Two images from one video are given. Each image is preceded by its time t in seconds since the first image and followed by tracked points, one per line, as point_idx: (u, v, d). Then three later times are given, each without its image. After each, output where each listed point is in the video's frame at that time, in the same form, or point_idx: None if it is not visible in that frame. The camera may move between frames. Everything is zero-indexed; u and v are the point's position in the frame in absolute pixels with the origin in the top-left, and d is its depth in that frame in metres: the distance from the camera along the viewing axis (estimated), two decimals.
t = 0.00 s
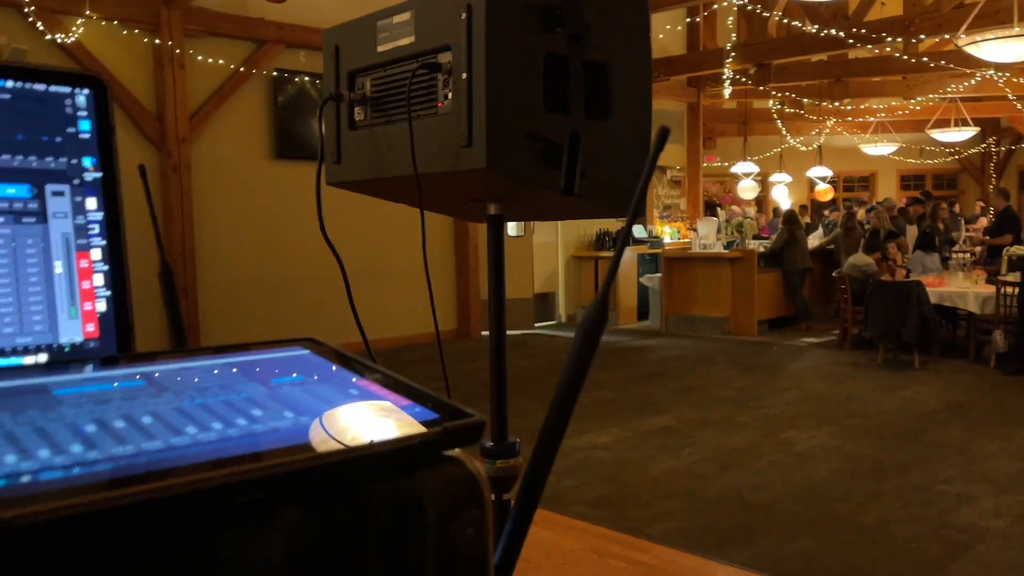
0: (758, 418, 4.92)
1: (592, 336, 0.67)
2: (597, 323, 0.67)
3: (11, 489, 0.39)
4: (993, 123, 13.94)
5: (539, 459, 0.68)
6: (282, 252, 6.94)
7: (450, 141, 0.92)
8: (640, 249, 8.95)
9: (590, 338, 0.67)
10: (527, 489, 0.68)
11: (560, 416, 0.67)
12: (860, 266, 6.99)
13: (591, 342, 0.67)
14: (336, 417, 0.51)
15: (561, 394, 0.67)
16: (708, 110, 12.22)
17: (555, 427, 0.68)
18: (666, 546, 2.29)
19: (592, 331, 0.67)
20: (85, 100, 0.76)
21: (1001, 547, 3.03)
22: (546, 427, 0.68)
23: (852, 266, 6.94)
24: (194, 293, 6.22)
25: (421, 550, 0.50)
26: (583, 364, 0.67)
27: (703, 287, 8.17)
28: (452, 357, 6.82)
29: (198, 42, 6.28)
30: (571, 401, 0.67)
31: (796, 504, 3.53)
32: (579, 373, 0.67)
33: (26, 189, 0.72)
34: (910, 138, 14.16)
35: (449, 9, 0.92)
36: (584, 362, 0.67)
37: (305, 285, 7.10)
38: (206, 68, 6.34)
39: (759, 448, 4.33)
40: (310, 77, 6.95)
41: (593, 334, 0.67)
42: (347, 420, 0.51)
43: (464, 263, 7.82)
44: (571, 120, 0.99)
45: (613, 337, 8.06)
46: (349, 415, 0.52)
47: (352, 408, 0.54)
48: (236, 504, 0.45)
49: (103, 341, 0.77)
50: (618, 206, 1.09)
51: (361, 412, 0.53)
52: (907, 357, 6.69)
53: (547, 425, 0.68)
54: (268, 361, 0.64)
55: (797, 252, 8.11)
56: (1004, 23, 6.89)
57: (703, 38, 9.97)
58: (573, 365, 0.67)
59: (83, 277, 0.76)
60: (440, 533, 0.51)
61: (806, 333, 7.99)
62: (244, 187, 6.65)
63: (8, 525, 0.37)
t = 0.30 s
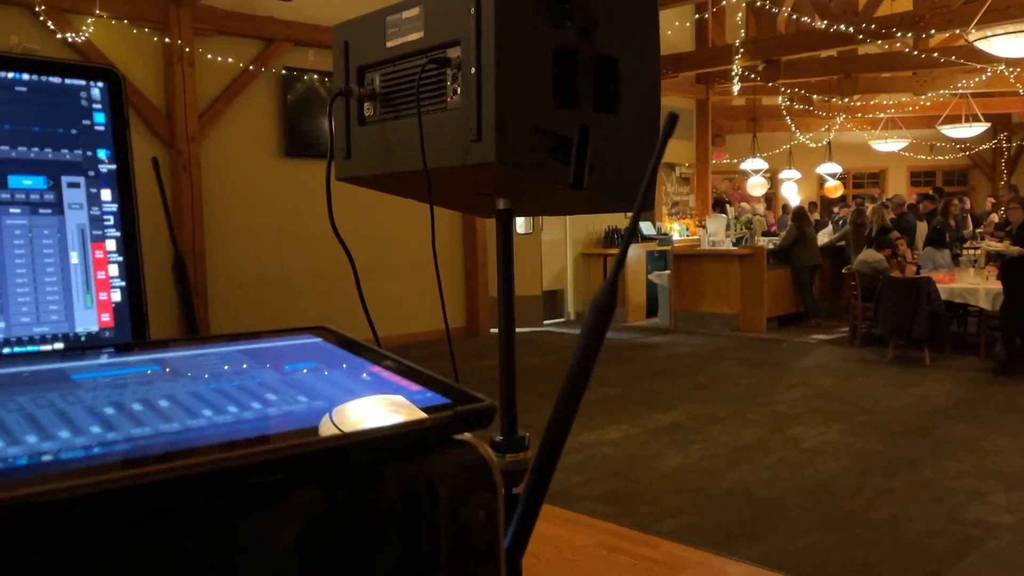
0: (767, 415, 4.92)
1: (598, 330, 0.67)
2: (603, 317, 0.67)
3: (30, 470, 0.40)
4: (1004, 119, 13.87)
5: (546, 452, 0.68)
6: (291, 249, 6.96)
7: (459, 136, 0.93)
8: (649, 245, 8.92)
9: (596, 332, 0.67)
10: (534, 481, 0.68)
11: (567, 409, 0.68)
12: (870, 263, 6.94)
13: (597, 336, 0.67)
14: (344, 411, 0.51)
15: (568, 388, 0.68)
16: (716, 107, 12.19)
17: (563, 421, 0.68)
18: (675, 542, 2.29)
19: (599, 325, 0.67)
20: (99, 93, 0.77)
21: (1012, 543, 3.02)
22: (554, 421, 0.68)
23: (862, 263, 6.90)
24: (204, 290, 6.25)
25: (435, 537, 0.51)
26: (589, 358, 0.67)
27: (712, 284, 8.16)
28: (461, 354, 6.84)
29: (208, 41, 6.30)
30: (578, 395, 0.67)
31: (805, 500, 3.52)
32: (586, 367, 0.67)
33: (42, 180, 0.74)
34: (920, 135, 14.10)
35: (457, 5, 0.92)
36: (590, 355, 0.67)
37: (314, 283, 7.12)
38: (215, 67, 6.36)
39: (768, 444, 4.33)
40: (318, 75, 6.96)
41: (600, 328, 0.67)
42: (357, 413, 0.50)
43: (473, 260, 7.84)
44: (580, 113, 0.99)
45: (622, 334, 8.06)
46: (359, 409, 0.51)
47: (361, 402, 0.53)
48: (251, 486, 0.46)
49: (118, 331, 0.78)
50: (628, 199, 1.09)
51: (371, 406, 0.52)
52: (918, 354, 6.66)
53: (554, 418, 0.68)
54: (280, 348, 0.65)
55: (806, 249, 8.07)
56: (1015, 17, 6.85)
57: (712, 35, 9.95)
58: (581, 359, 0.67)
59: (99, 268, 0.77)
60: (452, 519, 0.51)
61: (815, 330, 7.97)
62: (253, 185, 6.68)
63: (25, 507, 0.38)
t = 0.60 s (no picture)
0: (779, 413, 4.91)
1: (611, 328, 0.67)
2: (616, 313, 0.68)
3: (57, 464, 0.42)
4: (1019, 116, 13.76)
5: (559, 449, 0.69)
6: (304, 248, 7.00)
7: (471, 136, 0.94)
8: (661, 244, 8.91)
9: (609, 328, 0.67)
10: (547, 478, 0.69)
11: (579, 407, 0.69)
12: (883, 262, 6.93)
13: (610, 333, 0.67)
14: (357, 408, 0.52)
15: (581, 386, 0.69)
16: (728, 105, 12.15)
17: (574, 419, 0.69)
18: (687, 541, 2.30)
19: (612, 323, 0.68)
20: (121, 97, 0.79)
21: None
22: (567, 418, 0.69)
23: (875, 260, 6.87)
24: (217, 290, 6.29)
25: (450, 530, 0.52)
26: (600, 356, 0.68)
27: (723, 283, 8.14)
28: (473, 353, 6.86)
29: (220, 42, 6.34)
30: (591, 394, 0.68)
31: (818, 498, 3.51)
32: (598, 365, 0.68)
33: (66, 183, 0.75)
34: (933, 132, 14.01)
35: (469, 7, 0.93)
36: (602, 352, 0.68)
37: (327, 282, 7.15)
38: (227, 68, 6.40)
39: (780, 443, 4.32)
40: (330, 75, 6.99)
41: (612, 327, 0.68)
42: (370, 412, 0.52)
43: (484, 259, 7.85)
44: (591, 114, 1.00)
45: (634, 333, 8.07)
46: (372, 407, 0.52)
47: (373, 400, 0.54)
48: (269, 480, 0.47)
49: (139, 330, 0.79)
50: (640, 198, 1.10)
51: (384, 405, 0.53)
52: (931, 353, 6.63)
53: (567, 414, 0.69)
54: (298, 348, 0.66)
55: (819, 248, 8.05)
56: None
57: (723, 33, 9.93)
58: (594, 356, 0.68)
59: (120, 268, 0.78)
60: (467, 513, 0.53)
61: (828, 329, 7.94)
62: (266, 185, 6.71)
63: (51, 500, 0.39)
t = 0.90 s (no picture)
0: (799, 416, 4.88)
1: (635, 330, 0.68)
2: (643, 314, 0.69)
3: (100, 463, 0.43)
4: None
5: (585, 450, 0.70)
6: (323, 250, 7.05)
7: (492, 139, 0.95)
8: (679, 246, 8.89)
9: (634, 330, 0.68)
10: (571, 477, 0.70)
11: (605, 407, 0.69)
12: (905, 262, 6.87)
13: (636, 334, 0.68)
14: (375, 410, 0.53)
15: (607, 388, 0.69)
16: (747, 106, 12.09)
17: (599, 424, 0.70)
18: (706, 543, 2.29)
19: (638, 325, 0.68)
20: (152, 105, 0.80)
21: None
22: (592, 419, 0.70)
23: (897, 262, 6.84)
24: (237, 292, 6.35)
25: (478, 533, 0.53)
26: (626, 355, 0.68)
27: (742, 284, 8.10)
28: (491, 354, 6.87)
29: (241, 46, 6.41)
30: (615, 394, 0.69)
31: (837, 501, 3.50)
32: (624, 365, 0.69)
33: (100, 189, 0.78)
34: (955, 133, 13.87)
35: (490, 12, 0.94)
36: (628, 352, 0.68)
37: (346, 284, 7.20)
38: (247, 71, 6.46)
39: (800, 446, 4.29)
40: (349, 78, 7.04)
41: (637, 331, 0.69)
42: (389, 414, 0.53)
43: (502, 261, 7.87)
44: (611, 117, 1.01)
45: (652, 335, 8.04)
46: (392, 408, 0.53)
47: (392, 402, 0.55)
48: (300, 481, 0.48)
49: (171, 332, 0.81)
50: (662, 201, 1.11)
51: (402, 406, 0.54)
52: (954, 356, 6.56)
53: (591, 417, 0.70)
54: (326, 350, 0.67)
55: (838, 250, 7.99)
56: None
57: (742, 34, 9.90)
58: (618, 359, 0.69)
59: (152, 272, 0.80)
60: (495, 514, 0.53)
61: (848, 331, 7.88)
62: (286, 188, 6.77)
63: (89, 497, 0.40)
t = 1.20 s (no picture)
0: (823, 421, 4.84)
1: (662, 335, 0.69)
2: (670, 317, 0.69)
3: (139, 464, 0.44)
4: None
5: (611, 453, 0.71)
6: (346, 255, 7.10)
7: (515, 144, 0.96)
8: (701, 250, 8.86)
9: (660, 335, 0.69)
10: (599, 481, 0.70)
11: (632, 411, 0.70)
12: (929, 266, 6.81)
13: (662, 338, 0.69)
14: (399, 414, 0.54)
15: (633, 393, 0.70)
16: (770, 110, 12.03)
17: (624, 430, 0.71)
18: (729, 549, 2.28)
19: (663, 329, 0.69)
20: (185, 114, 0.82)
21: None
22: (618, 423, 0.71)
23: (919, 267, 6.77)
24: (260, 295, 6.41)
25: (508, 535, 0.53)
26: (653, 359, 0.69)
27: (765, 289, 8.05)
28: (512, 358, 6.87)
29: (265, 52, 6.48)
30: (642, 400, 0.69)
31: (862, 508, 3.47)
32: (650, 369, 0.69)
33: (134, 196, 0.79)
34: (981, 136, 13.71)
35: (513, 17, 0.95)
36: (654, 356, 0.69)
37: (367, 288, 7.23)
38: (271, 77, 6.53)
39: (824, 452, 4.26)
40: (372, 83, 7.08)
41: (663, 335, 0.69)
42: (411, 417, 0.54)
43: (524, 266, 7.87)
44: (634, 122, 1.02)
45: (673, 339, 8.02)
46: (414, 412, 0.55)
47: (416, 405, 0.56)
48: (332, 482, 0.49)
49: (202, 336, 0.82)
50: (686, 206, 1.11)
51: (425, 410, 0.55)
52: (981, 362, 6.47)
53: (617, 422, 0.71)
54: (355, 354, 0.68)
55: (861, 254, 7.91)
56: None
57: (765, 38, 9.86)
58: (645, 364, 0.69)
59: (184, 277, 0.82)
60: (524, 518, 0.54)
61: (873, 337, 7.80)
62: (308, 192, 6.82)
63: (133, 494, 0.41)
